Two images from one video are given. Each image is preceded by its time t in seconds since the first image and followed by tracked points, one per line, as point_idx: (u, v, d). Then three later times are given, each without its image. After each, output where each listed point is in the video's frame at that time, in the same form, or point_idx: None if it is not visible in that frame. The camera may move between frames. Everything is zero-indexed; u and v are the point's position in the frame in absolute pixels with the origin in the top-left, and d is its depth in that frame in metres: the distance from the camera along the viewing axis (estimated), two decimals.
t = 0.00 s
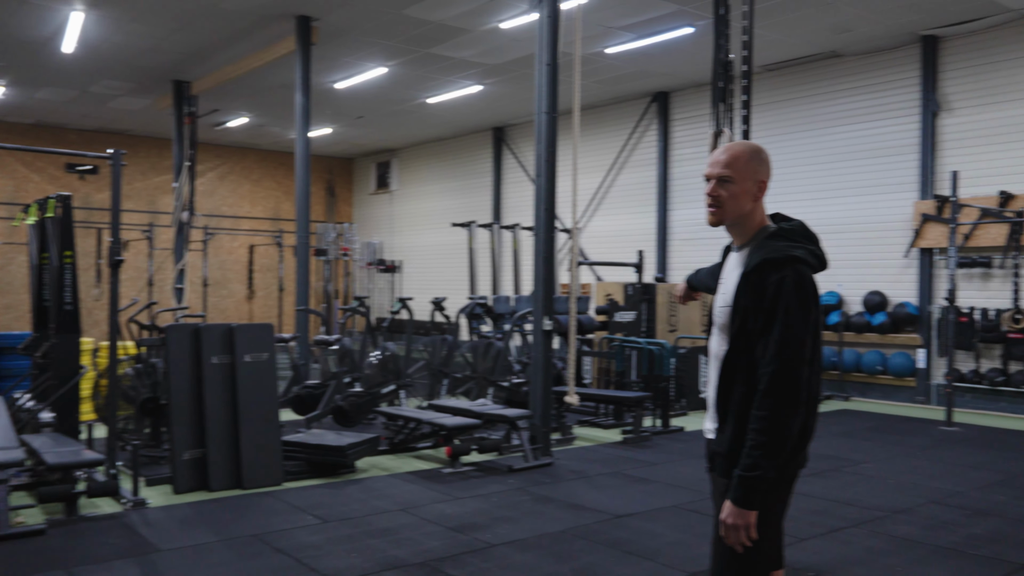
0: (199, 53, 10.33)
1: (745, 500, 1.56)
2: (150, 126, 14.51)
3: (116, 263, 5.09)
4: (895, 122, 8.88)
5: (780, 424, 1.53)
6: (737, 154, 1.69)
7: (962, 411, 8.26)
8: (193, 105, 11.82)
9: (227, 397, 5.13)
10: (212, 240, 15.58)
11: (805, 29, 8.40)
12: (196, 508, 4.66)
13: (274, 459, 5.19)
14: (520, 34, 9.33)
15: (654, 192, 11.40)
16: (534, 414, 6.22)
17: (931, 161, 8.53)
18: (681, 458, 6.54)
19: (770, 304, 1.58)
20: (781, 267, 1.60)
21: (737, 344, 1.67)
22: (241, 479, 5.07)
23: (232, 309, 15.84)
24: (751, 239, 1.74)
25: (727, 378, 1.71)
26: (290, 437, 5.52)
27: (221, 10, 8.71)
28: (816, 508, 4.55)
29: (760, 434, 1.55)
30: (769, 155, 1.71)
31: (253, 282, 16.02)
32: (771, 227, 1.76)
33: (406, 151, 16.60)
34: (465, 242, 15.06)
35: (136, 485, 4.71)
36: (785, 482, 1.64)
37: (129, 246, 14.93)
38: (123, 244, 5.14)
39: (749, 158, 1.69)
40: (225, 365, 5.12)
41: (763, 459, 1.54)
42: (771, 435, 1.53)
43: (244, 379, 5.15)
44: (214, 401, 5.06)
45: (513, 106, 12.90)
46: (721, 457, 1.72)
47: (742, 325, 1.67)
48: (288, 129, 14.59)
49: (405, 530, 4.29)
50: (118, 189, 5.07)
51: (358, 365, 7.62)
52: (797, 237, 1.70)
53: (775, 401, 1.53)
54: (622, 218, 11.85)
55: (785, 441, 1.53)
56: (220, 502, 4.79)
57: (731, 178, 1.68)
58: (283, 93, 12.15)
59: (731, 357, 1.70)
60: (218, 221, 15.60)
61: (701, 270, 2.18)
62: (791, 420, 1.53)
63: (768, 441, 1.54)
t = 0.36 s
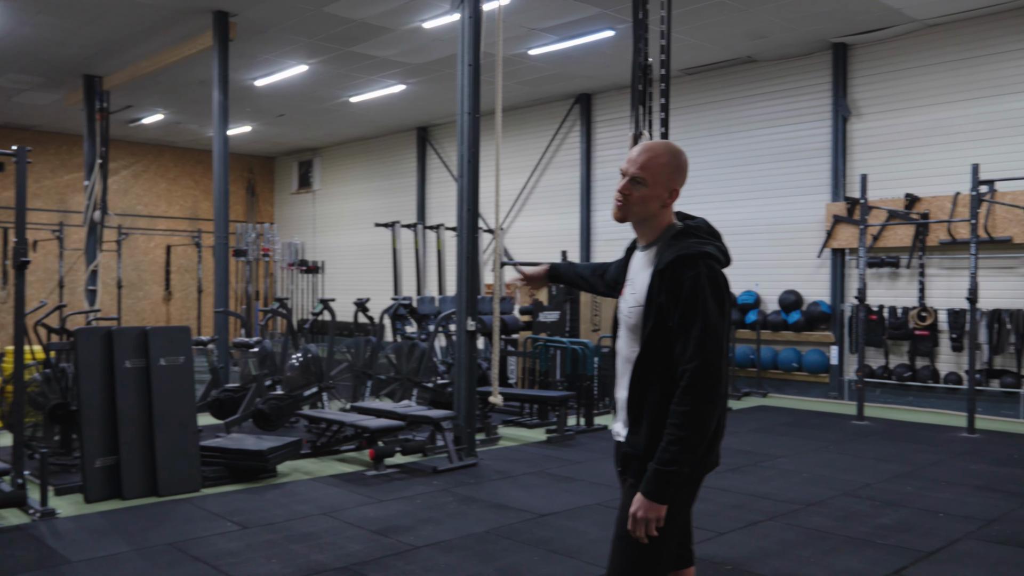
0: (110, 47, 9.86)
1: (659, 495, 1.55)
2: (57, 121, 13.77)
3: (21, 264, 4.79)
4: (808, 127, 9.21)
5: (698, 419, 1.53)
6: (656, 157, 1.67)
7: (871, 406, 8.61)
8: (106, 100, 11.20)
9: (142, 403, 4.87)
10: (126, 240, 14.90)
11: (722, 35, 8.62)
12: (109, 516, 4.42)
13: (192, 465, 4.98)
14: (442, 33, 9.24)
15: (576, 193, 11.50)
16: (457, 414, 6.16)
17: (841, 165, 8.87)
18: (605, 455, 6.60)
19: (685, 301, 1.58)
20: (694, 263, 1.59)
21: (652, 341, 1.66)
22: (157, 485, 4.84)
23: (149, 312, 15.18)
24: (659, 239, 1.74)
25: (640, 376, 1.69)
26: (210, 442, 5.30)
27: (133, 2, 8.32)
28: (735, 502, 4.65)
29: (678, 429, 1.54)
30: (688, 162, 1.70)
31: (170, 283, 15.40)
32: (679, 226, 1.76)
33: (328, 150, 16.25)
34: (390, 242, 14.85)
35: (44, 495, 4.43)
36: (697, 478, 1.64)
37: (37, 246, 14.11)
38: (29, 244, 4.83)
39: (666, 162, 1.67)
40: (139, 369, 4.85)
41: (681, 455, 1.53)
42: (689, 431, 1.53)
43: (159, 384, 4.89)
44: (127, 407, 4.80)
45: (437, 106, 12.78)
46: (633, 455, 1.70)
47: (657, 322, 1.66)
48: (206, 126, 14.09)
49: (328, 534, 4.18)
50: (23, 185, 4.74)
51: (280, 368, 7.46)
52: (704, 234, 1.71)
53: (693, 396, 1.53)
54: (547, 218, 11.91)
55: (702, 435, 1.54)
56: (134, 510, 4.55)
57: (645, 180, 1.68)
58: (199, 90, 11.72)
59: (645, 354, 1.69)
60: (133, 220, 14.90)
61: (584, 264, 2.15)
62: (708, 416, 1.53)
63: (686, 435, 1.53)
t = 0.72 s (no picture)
0: (56, 41, 9.55)
1: (631, 488, 1.53)
2: None
3: None
4: (761, 129, 9.34)
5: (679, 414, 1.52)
6: (590, 152, 1.66)
7: (822, 404, 8.77)
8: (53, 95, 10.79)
9: (91, 405, 4.72)
10: (74, 238, 14.46)
11: (677, 38, 8.70)
12: (54, 521, 4.27)
13: (142, 467, 4.84)
14: (399, 32, 9.16)
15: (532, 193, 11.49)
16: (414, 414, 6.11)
17: (793, 167, 9.03)
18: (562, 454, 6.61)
19: (650, 294, 1.58)
20: (653, 262, 1.62)
21: (604, 341, 1.62)
22: (106, 488, 4.70)
23: (98, 311, 14.76)
24: (593, 237, 1.73)
25: (588, 377, 1.64)
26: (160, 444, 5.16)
27: None
28: (690, 500, 4.69)
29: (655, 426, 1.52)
30: (623, 158, 1.71)
31: (120, 283, 14.99)
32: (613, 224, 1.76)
33: (283, 148, 16.00)
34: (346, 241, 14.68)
35: None
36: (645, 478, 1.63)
37: None
38: None
39: (601, 156, 1.67)
40: (87, 370, 4.70)
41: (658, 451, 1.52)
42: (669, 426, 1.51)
43: (109, 384, 4.74)
44: (75, 408, 4.65)
45: (393, 105, 12.67)
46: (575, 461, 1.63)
47: (609, 322, 1.63)
48: (157, 123, 13.76)
49: (282, 536, 4.10)
50: None
51: (234, 367, 7.34)
52: (641, 233, 1.73)
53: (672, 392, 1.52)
54: (504, 218, 11.91)
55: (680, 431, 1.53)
56: (81, 514, 4.41)
57: (580, 175, 1.66)
58: (149, 85, 11.42)
59: (592, 356, 1.64)
60: (81, 218, 14.45)
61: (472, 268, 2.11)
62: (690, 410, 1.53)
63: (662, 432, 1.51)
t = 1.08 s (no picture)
0: (36, 37, 9.43)
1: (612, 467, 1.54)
2: None
3: None
4: (743, 129, 9.39)
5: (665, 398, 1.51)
6: (549, 135, 1.65)
7: (804, 403, 8.83)
8: (31, 92, 10.67)
9: (70, 405, 4.66)
10: (54, 237, 14.29)
11: (661, 38, 8.72)
12: (33, 522, 4.21)
13: (123, 468, 4.79)
14: (381, 31, 9.12)
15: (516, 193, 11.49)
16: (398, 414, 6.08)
17: (775, 167, 9.09)
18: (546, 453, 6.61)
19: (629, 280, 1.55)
20: (626, 247, 1.59)
21: (579, 332, 1.58)
22: (86, 490, 4.64)
23: (78, 311, 14.60)
24: (558, 226, 1.70)
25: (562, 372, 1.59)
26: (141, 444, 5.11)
27: None
28: (673, 499, 4.70)
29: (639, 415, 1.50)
30: (581, 139, 1.70)
31: (101, 282, 14.83)
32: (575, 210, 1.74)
33: (265, 147, 15.90)
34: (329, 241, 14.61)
35: None
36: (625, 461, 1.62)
37: None
38: None
39: (558, 138, 1.65)
40: (67, 370, 4.64)
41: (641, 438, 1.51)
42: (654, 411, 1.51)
43: (88, 385, 4.68)
44: (54, 409, 4.58)
45: (377, 104, 12.62)
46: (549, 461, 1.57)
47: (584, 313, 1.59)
48: (138, 121, 13.63)
49: (265, 536, 4.07)
50: None
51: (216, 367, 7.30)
52: (606, 216, 1.72)
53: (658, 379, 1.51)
54: (487, 217, 11.89)
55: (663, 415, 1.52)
56: (61, 515, 4.35)
57: (538, 159, 1.63)
58: (129, 83, 11.30)
59: (566, 350, 1.58)
60: (61, 217, 14.29)
61: (423, 270, 2.13)
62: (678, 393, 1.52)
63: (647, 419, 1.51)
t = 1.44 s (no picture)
0: (33, 38, 9.41)
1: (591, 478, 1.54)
2: None
3: None
4: (740, 130, 9.40)
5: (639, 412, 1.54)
6: (521, 134, 1.64)
7: (801, 403, 8.83)
8: (28, 93, 10.65)
9: (66, 407, 4.64)
10: (51, 237, 14.28)
11: (658, 39, 8.73)
12: (29, 523, 4.20)
13: (120, 468, 4.77)
14: (378, 32, 9.11)
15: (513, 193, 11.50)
16: (395, 414, 6.08)
17: (772, 167, 9.09)
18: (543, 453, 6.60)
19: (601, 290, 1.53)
20: (602, 255, 1.57)
21: (558, 341, 1.55)
22: (82, 492, 4.62)
23: (75, 312, 14.59)
24: (537, 226, 1.67)
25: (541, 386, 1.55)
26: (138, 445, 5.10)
27: None
28: (670, 499, 4.70)
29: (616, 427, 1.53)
30: (555, 138, 1.68)
31: (98, 283, 14.81)
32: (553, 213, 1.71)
33: (262, 147, 15.88)
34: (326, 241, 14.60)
35: None
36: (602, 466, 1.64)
37: None
38: None
39: (529, 137, 1.64)
40: (64, 371, 4.62)
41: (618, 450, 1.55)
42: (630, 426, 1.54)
43: (84, 386, 4.66)
44: (50, 411, 4.57)
45: (374, 104, 12.61)
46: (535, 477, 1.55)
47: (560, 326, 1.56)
48: (134, 121, 13.60)
49: (261, 537, 4.06)
50: None
51: (213, 368, 7.30)
52: (588, 219, 1.69)
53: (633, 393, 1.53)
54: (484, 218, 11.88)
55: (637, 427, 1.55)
56: (57, 516, 4.34)
57: (509, 159, 1.62)
58: (126, 83, 11.28)
59: (546, 358, 1.55)
60: (58, 217, 14.26)
61: (394, 270, 2.13)
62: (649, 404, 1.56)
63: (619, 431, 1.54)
